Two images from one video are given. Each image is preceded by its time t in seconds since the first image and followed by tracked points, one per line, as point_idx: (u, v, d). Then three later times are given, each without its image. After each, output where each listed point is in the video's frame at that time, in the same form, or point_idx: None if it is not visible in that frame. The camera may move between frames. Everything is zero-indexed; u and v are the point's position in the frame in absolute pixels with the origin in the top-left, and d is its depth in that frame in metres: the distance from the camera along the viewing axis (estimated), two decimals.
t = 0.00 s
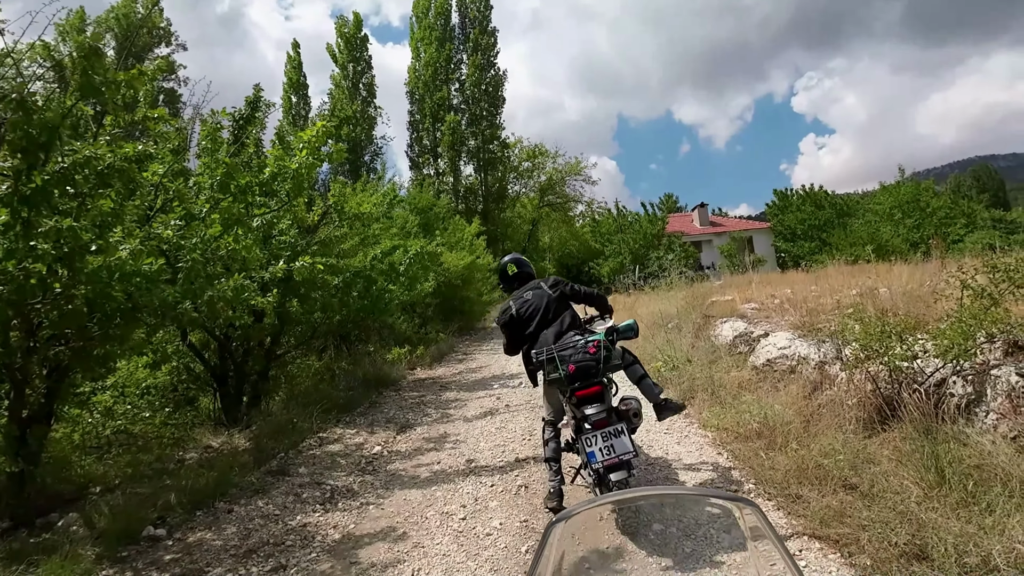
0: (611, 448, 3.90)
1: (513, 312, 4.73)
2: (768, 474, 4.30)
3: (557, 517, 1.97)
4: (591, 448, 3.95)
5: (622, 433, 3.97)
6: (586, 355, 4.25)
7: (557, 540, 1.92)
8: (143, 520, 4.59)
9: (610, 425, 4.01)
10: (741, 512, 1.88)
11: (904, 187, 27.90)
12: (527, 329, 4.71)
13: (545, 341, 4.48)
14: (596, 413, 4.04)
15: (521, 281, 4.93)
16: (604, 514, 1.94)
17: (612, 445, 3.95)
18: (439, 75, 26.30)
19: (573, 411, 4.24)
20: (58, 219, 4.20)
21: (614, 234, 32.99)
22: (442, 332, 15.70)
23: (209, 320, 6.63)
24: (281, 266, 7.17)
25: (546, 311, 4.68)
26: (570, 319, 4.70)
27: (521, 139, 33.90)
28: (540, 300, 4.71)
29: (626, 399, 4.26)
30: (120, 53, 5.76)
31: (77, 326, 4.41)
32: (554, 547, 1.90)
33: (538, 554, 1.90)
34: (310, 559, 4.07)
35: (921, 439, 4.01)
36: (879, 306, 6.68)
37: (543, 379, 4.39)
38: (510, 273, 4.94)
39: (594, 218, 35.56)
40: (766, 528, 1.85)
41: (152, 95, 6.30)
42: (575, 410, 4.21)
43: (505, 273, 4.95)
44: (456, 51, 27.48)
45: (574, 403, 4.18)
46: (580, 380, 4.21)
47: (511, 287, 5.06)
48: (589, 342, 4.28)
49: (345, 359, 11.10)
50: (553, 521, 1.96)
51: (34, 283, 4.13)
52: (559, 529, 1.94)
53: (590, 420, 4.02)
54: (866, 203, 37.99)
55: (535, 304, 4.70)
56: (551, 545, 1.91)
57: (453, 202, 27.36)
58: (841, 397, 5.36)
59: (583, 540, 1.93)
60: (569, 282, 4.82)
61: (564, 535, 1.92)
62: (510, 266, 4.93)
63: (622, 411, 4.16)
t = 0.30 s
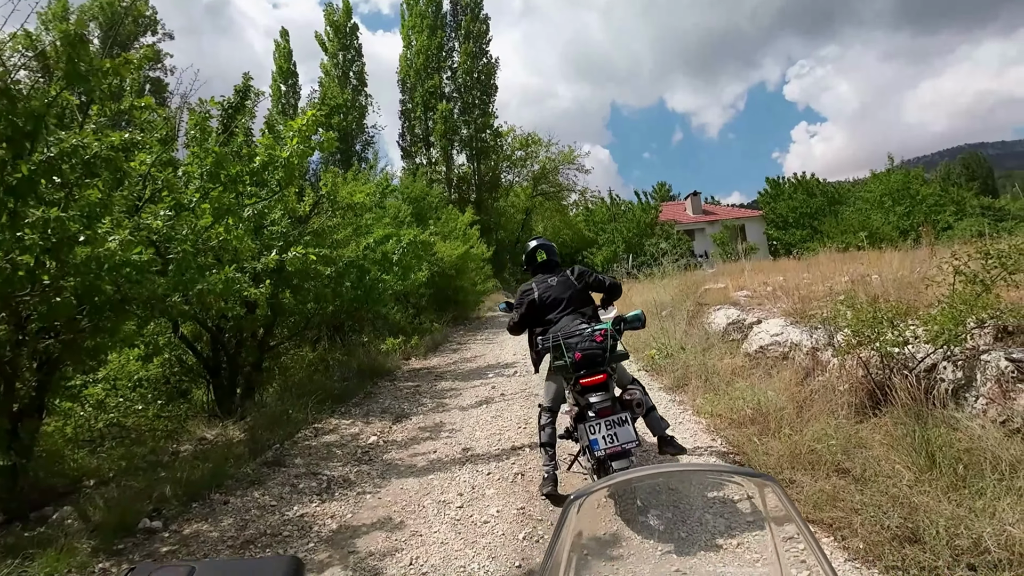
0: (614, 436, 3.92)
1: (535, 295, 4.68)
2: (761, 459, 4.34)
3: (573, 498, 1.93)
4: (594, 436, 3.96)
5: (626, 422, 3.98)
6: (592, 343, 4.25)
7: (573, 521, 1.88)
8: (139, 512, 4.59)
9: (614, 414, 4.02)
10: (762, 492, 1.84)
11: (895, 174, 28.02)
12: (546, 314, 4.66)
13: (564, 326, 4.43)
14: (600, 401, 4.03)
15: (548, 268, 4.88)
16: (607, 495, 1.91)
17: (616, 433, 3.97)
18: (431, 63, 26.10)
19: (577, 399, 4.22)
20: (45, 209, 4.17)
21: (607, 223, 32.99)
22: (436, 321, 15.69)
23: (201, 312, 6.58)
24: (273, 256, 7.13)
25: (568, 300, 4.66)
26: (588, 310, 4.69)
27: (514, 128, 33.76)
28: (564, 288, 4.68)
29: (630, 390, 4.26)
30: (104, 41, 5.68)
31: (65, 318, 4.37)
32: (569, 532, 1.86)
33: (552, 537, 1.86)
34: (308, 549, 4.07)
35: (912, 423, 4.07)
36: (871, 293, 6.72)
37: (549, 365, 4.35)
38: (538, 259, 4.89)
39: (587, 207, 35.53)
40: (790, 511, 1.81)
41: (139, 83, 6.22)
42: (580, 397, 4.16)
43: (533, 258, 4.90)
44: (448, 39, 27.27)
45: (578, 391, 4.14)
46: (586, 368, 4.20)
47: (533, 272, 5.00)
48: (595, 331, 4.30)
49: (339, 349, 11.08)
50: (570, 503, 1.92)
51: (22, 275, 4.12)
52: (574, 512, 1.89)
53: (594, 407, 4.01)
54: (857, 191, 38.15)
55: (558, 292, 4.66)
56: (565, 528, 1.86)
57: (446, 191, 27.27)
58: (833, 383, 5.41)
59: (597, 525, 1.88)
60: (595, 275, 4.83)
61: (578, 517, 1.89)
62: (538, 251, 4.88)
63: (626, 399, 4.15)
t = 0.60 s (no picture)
0: (624, 438, 3.79)
1: (555, 290, 4.68)
2: (758, 453, 4.36)
3: (574, 496, 1.90)
4: (604, 436, 3.84)
5: (637, 424, 3.85)
6: (608, 343, 4.21)
7: (575, 518, 1.87)
8: (138, 507, 4.60)
9: (626, 416, 3.89)
10: (760, 488, 1.83)
11: (891, 168, 28.08)
12: (562, 310, 4.68)
13: (580, 325, 4.45)
14: (612, 402, 3.93)
15: (572, 262, 4.85)
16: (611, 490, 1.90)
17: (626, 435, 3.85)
18: (428, 56, 25.99)
19: (588, 398, 4.13)
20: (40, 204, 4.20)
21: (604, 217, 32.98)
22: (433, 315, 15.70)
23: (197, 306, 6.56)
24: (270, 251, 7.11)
25: (587, 299, 4.66)
26: (604, 310, 4.70)
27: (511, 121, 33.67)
28: (584, 286, 4.68)
29: (642, 393, 4.14)
30: (98, 34, 5.64)
31: (61, 313, 4.36)
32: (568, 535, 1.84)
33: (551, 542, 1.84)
34: (307, 543, 4.09)
35: (908, 416, 4.09)
36: (868, 286, 6.75)
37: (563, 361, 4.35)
38: (563, 251, 4.85)
39: (584, 200, 35.50)
40: (786, 504, 1.81)
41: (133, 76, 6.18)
42: (591, 396, 4.09)
43: (559, 249, 4.85)
44: (445, 31, 27.16)
45: (590, 389, 4.07)
46: (601, 367, 4.16)
47: (556, 262, 4.97)
48: (612, 331, 4.23)
49: (336, 343, 11.08)
50: (571, 501, 1.89)
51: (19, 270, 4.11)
52: (576, 510, 1.88)
53: (605, 408, 3.91)
54: (853, 185, 38.21)
55: (578, 289, 4.66)
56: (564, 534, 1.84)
57: (443, 184, 27.22)
58: (829, 376, 5.45)
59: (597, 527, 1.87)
60: (616, 276, 4.81)
61: (579, 513, 1.88)
62: (564, 243, 4.82)
63: (637, 401, 4.03)
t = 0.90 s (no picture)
0: (630, 425, 3.85)
1: (568, 272, 4.69)
2: (755, 440, 4.42)
3: (573, 496, 1.98)
4: (610, 422, 3.90)
5: (643, 413, 3.91)
6: (619, 331, 4.17)
7: (575, 517, 1.93)
8: (143, 491, 4.66)
9: (633, 403, 3.94)
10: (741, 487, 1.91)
11: (893, 157, 28.01)
12: (574, 293, 4.68)
13: (591, 310, 4.46)
14: (619, 388, 3.95)
15: (589, 245, 4.85)
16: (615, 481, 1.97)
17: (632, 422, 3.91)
18: (428, 39, 25.79)
19: (595, 383, 4.17)
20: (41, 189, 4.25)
21: (605, 203, 32.90)
22: (433, 301, 15.73)
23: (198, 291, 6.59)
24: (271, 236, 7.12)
25: (600, 284, 4.66)
26: (615, 297, 4.69)
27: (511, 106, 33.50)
28: (598, 270, 4.67)
29: (647, 380, 4.17)
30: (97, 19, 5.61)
31: (64, 299, 4.39)
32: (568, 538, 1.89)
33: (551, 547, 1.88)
34: (310, 527, 4.16)
35: (904, 406, 4.14)
36: (867, 276, 6.77)
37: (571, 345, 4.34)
38: (582, 232, 4.82)
39: (585, 186, 35.40)
40: (764, 497, 1.89)
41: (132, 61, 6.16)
42: (598, 381, 4.13)
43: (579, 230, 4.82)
44: (445, 14, 26.91)
45: (597, 375, 4.11)
46: (610, 354, 4.14)
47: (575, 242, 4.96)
48: (624, 319, 4.20)
49: (337, 328, 11.12)
50: (570, 501, 1.97)
51: (23, 256, 4.14)
52: (576, 507, 1.95)
53: (612, 394, 3.94)
54: (854, 173, 38.10)
55: (592, 273, 4.65)
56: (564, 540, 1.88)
57: (443, 169, 27.12)
58: (826, 365, 5.48)
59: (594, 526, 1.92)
60: (629, 264, 4.82)
61: (579, 510, 1.94)
62: (585, 223, 4.76)
63: (643, 389, 4.06)
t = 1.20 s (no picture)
0: (630, 383, 3.84)
1: (579, 232, 4.72)
2: (746, 399, 4.53)
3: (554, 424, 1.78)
4: (611, 378, 3.90)
5: (643, 370, 3.91)
6: (626, 291, 4.21)
7: (554, 449, 1.78)
8: (150, 440, 4.80)
9: (634, 362, 3.93)
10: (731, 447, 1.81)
11: (903, 123, 27.63)
12: (584, 253, 4.70)
13: (600, 270, 4.53)
14: (621, 346, 3.96)
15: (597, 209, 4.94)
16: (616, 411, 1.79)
17: (631, 380, 3.91)
18: None
19: (598, 340, 4.18)
20: (39, 141, 4.22)
21: (608, 163, 32.60)
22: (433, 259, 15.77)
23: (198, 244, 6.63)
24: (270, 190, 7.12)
25: (609, 245, 4.70)
26: (624, 259, 4.72)
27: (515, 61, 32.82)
28: (608, 232, 4.73)
29: (649, 343, 4.16)
30: None
31: (66, 250, 4.46)
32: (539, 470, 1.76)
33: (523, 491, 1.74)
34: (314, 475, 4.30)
35: (894, 369, 4.23)
36: (867, 241, 6.79)
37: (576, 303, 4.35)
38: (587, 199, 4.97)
39: (588, 145, 34.98)
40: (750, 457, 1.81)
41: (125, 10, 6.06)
42: (600, 339, 4.14)
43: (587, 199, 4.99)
44: None
45: (600, 333, 4.12)
46: (614, 312, 4.18)
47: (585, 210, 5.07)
48: (632, 280, 4.25)
49: (337, 284, 11.19)
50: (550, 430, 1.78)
51: (22, 207, 4.18)
52: (557, 438, 1.78)
53: (614, 352, 3.95)
54: (862, 137, 37.61)
55: (602, 234, 4.71)
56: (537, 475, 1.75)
57: (444, 126, 26.80)
58: (820, 329, 5.55)
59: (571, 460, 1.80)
60: (639, 227, 4.86)
61: (559, 440, 1.78)
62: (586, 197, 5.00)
63: (644, 347, 4.01)
